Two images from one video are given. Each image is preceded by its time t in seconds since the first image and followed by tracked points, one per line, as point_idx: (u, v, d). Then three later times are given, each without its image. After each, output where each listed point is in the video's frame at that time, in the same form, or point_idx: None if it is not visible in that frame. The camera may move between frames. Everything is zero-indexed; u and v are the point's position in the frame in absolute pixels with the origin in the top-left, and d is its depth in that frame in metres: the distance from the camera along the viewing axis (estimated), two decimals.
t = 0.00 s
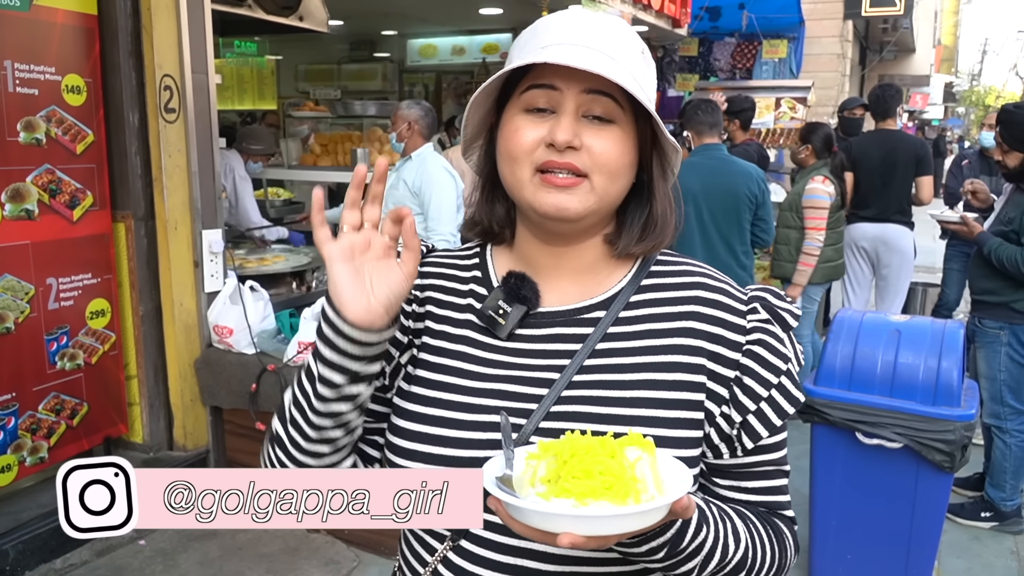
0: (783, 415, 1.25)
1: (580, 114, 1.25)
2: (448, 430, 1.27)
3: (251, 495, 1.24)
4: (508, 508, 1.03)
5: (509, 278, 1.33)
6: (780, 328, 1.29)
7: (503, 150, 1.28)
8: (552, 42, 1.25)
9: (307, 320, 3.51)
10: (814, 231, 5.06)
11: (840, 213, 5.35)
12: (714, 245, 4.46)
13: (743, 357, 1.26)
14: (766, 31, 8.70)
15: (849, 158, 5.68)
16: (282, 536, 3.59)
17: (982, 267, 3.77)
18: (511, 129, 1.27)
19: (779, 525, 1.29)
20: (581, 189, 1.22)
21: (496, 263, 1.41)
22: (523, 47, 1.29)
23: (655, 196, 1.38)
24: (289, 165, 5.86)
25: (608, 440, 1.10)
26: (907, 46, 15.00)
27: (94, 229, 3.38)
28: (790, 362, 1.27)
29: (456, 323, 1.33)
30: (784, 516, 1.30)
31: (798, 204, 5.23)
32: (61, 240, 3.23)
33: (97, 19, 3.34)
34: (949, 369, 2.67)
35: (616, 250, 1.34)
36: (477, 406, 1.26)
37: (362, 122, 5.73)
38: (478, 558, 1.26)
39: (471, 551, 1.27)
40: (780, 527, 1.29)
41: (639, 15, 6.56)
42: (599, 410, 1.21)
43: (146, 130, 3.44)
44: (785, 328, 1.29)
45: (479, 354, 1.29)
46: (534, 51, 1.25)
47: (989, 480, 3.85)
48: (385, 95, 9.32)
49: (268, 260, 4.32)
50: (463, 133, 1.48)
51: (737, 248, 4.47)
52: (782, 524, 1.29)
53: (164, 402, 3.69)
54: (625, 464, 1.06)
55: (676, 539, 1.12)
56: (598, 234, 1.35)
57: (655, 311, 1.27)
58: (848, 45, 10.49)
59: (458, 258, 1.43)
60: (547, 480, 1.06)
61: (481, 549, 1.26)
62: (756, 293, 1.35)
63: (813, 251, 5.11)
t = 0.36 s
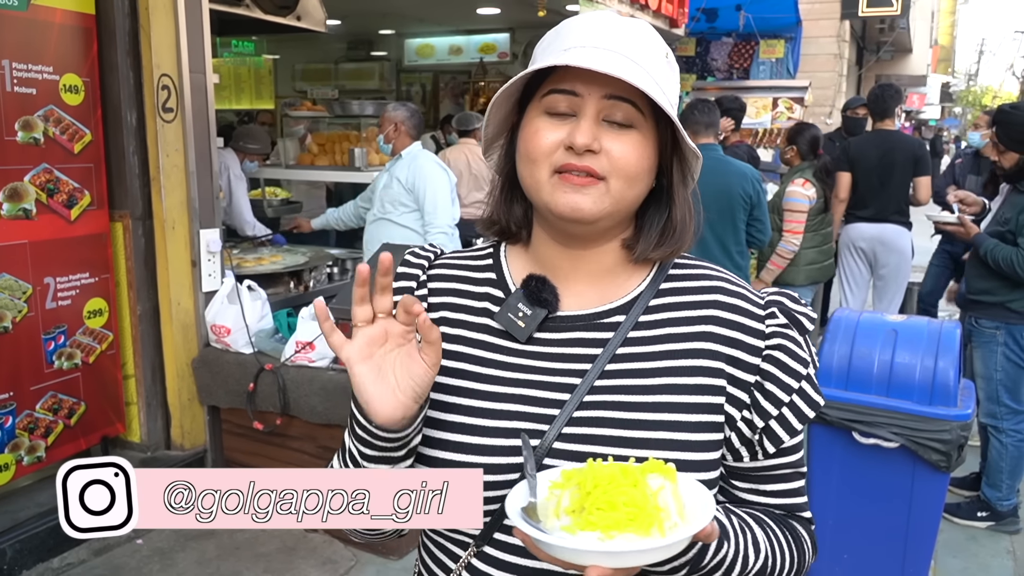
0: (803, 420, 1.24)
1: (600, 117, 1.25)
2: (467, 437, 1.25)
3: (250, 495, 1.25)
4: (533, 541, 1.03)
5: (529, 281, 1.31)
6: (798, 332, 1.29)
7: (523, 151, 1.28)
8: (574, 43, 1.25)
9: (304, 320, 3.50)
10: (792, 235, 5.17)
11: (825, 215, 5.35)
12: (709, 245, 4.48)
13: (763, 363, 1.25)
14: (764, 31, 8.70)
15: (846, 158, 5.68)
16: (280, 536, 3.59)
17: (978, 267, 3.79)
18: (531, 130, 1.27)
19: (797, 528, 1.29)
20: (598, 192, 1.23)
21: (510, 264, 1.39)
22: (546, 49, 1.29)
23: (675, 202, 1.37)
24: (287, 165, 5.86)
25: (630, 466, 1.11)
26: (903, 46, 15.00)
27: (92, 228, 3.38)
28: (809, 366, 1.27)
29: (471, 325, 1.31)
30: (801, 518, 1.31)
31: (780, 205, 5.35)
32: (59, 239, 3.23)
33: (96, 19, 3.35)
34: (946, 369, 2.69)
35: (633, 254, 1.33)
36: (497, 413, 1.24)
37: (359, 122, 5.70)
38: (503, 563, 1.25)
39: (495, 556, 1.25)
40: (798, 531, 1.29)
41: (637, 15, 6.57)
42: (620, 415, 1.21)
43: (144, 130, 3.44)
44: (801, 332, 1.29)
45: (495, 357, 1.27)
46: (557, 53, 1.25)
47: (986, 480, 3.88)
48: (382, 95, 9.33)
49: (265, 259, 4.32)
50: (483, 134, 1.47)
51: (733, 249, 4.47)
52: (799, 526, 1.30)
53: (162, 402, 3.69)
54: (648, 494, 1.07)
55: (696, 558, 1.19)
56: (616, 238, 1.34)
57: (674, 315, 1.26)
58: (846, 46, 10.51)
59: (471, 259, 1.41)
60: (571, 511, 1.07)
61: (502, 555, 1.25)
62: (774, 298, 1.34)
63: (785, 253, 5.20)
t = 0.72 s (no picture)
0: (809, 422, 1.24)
1: (605, 121, 1.26)
2: (475, 439, 1.26)
3: (251, 495, 1.26)
4: (590, 525, 1.03)
5: (534, 283, 1.32)
6: (802, 332, 1.29)
7: (528, 157, 1.29)
8: (578, 47, 1.25)
9: (302, 319, 3.50)
10: (790, 235, 5.13)
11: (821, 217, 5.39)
12: (706, 243, 4.51)
13: (769, 363, 1.26)
14: (762, 31, 8.71)
15: (844, 157, 5.69)
16: (278, 535, 3.59)
17: (976, 267, 3.79)
18: (536, 136, 1.28)
19: (804, 526, 1.29)
20: (604, 198, 1.23)
21: (514, 266, 1.40)
22: (547, 54, 1.29)
23: (682, 201, 1.38)
24: (285, 165, 5.86)
25: (678, 453, 1.12)
26: (900, 45, 14.97)
27: (90, 229, 3.38)
28: (815, 366, 1.27)
29: (475, 327, 1.32)
30: (809, 516, 1.31)
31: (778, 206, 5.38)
32: (57, 239, 3.23)
33: (94, 19, 3.35)
34: (943, 369, 2.69)
35: (641, 255, 1.34)
36: (503, 414, 1.25)
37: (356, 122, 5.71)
38: (508, 563, 1.25)
39: (502, 557, 1.25)
40: (808, 529, 1.28)
41: (634, 15, 6.57)
42: (625, 415, 1.22)
43: (142, 130, 3.44)
44: (806, 331, 1.29)
45: (499, 358, 1.28)
46: (561, 57, 1.26)
47: (984, 479, 3.89)
48: (380, 95, 9.34)
49: (263, 259, 4.32)
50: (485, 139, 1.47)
51: (730, 247, 4.49)
52: (808, 526, 1.29)
53: (160, 402, 3.70)
54: (699, 479, 1.08)
55: (729, 549, 1.17)
56: (622, 239, 1.35)
57: (679, 316, 1.27)
58: (843, 45, 10.50)
59: (474, 261, 1.42)
60: (622, 498, 1.07)
61: (508, 556, 1.25)
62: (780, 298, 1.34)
63: (776, 247, 5.23)
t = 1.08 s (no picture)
0: (798, 416, 1.24)
1: (580, 118, 1.26)
2: (469, 436, 1.26)
3: (251, 495, 1.27)
4: (590, 519, 1.04)
5: (525, 279, 1.33)
6: (792, 329, 1.29)
7: (508, 157, 1.30)
8: (550, 46, 1.26)
9: (302, 318, 3.51)
10: (792, 231, 5.16)
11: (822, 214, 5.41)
12: (706, 241, 4.52)
13: (757, 359, 1.26)
14: (761, 29, 8.71)
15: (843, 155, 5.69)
16: (278, 534, 3.60)
17: (976, 266, 3.79)
18: (514, 136, 1.28)
19: (796, 522, 1.30)
20: (581, 194, 1.23)
21: (505, 263, 1.40)
22: (522, 55, 1.31)
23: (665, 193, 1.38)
24: (284, 164, 5.86)
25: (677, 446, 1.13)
26: (900, 44, 14.95)
27: (90, 227, 3.39)
28: (804, 362, 1.27)
29: (469, 324, 1.32)
30: (799, 513, 1.31)
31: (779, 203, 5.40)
32: (57, 238, 3.23)
33: (93, 19, 3.35)
34: (942, 367, 2.69)
35: (626, 250, 1.34)
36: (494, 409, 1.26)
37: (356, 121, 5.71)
38: (500, 560, 1.25)
39: (494, 554, 1.26)
40: (799, 525, 1.29)
41: (634, 13, 6.56)
42: (617, 411, 1.22)
43: (141, 128, 3.45)
44: (796, 329, 1.29)
45: (493, 354, 1.29)
46: (535, 56, 1.27)
47: (983, 478, 3.90)
48: (379, 94, 9.34)
49: (263, 258, 4.33)
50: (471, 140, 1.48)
51: (730, 244, 4.49)
52: (799, 521, 1.30)
53: (160, 400, 3.70)
54: (698, 471, 1.09)
55: (725, 542, 1.15)
56: (607, 235, 1.35)
57: (670, 311, 1.27)
58: (843, 44, 10.49)
59: (467, 258, 1.43)
60: (621, 491, 1.08)
61: (501, 552, 1.25)
62: (769, 295, 1.35)
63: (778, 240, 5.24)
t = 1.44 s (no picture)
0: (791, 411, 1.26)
1: (571, 118, 1.26)
2: (466, 435, 1.27)
3: (250, 496, 1.27)
4: (603, 505, 1.04)
5: (521, 278, 1.32)
6: (786, 326, 1.30)
7: (501, 156, 1.30)
8: (543, 44, 1.26)
9: (304, 316, 3.50)
10: (796, 225, 5.17)
11: (824, 209, 5.38)
12: (710, 237, 4.53)
13: (751, 355, 1.27)
14: (763, 27, 8.70)
15: (843, 154, 5.69)
16: (281, 532, 3.61)
17: (978, 264, 3.79)
18: (507, 136, 1.29)
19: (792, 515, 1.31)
20: (574, 194, 1.24)
21: (501, 261, 1.41)
22: (517, 54, 1.31)
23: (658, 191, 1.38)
24: (286, 162, 5.88)
25: (684, 431, 1.13)
26: (903, 42, 14.90)
27: (92, 225, 3.39)
28: (797, 358, 1.28)
29: (465, 323, 1.33)
30: (792, 507, 1.32)
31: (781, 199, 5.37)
32: (59, 236, 3.24)
33: (96, 18, 3.36)
34: (945, 366, 2.70)
35: (618, 248, 1.34)
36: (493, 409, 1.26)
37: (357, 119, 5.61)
38: (500, 557, 1.25)
39: (494, 552, 1.26)
40: (794, 518, 1.30)
41: (637, 11, 6.55)
42: (612, 408, 1.23)
43: (144, 127, 3.46)
44: (789, 325, 1.30)
45: (490, 353, 1.29)
46: (529, 55, 1.27)
47: (985, 476, 3.90)
48: (382, 92, 9.39)
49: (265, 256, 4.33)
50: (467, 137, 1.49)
51: (734, 239, 4.52)
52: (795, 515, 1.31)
53: (162, 398, 3.72)
54: (709, 457, 1.09)
55: (730, 531, 1.14)
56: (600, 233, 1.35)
57: (665, 310, 1.28)
58: (845, 42, 10.47)
59: (462, 257, 1.43)
60: (632, 477, 1.07)
61: (502, 549, 1.26)
62: (763, 291, 1.36)
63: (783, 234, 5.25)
